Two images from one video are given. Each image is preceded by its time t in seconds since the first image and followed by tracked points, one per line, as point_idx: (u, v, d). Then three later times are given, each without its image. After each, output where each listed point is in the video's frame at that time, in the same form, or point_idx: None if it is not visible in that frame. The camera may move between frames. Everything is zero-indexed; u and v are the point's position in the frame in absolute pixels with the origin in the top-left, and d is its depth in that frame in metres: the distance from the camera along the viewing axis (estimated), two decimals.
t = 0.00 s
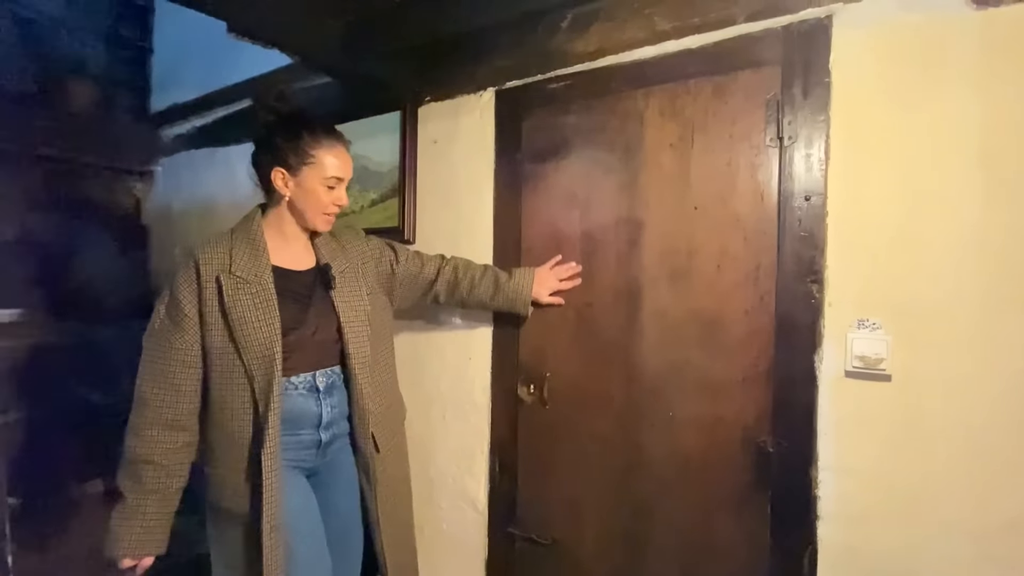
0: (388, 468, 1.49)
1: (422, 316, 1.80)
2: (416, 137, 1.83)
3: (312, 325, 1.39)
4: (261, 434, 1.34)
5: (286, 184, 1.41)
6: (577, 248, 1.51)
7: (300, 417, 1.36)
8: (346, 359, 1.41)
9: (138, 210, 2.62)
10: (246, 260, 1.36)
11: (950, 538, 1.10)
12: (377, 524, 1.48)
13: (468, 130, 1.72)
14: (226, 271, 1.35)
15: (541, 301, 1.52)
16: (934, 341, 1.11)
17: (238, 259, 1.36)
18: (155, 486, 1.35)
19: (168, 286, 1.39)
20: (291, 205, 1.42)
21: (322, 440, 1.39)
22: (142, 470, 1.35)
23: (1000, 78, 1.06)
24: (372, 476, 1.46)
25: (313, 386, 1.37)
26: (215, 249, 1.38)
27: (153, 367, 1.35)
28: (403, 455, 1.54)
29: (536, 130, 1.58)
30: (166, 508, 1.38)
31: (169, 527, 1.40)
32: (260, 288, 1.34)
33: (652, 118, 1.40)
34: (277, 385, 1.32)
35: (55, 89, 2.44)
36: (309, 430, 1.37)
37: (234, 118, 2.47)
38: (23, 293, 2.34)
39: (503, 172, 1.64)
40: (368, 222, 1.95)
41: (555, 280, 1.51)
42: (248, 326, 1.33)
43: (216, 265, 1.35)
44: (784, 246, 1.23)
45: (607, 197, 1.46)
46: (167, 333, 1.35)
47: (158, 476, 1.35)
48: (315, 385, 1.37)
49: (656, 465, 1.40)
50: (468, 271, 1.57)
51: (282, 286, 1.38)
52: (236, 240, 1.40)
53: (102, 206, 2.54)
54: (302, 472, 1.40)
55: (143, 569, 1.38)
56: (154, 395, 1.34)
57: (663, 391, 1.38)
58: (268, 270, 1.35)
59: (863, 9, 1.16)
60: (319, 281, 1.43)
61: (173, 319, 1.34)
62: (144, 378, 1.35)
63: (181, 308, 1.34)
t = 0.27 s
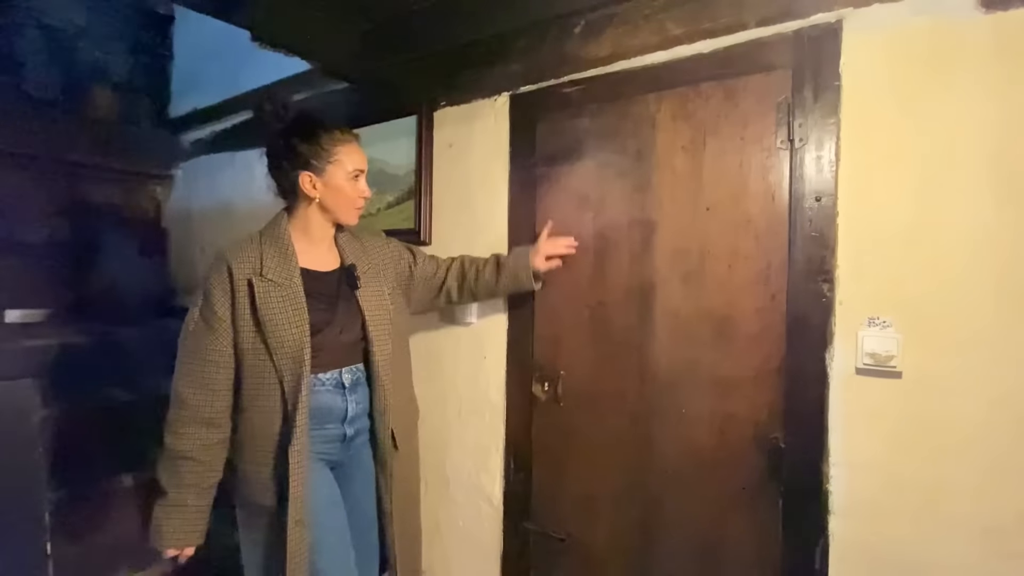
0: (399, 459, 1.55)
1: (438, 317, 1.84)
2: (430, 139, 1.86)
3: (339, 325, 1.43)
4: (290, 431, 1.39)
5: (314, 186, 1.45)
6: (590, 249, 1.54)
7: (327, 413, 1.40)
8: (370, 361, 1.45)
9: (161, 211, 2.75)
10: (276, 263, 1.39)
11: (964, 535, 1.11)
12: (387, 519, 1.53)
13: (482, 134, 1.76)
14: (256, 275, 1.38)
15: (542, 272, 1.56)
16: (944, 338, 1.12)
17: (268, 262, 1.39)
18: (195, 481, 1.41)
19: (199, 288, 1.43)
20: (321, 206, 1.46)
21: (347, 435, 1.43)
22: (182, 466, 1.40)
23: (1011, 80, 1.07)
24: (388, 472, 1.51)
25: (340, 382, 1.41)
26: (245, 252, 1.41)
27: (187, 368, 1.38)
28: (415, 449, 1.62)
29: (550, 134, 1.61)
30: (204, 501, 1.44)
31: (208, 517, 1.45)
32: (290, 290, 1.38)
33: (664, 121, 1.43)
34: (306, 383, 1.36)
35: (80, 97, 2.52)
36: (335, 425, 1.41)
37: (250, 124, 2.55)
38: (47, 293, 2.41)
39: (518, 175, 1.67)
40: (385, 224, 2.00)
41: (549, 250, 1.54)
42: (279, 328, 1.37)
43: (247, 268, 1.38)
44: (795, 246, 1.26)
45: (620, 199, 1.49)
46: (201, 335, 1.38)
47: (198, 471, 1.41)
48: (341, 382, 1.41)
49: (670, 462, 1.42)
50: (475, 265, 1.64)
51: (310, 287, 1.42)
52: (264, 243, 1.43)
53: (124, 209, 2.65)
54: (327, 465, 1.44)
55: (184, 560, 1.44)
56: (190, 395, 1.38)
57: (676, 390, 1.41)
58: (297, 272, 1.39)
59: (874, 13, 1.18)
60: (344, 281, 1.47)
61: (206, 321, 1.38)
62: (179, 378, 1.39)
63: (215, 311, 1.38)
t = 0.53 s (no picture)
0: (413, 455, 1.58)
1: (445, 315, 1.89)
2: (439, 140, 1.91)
3: (353, 321, 1.47)
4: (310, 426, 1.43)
5: (322, 189, 1.48)
6: (595, 248, 1.58)
7: (344, 407, 1.44)
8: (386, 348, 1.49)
9: (169, 213, 2.78)
10: (290, 265, 1.43)
11: (962, 526, 1.14)
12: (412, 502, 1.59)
13: (490, 137, 1.79)
14: (272, 277, 1.42)
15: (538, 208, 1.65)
16: (941, 334, 1.16)
17: (284, 265, 1.43)
18: (228, 477, 1.45)
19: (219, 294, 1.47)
20: (328, 207, 1.50)
21: (364, 428, 1.48)
22: (215, 465, 1.44)
23: (1006, 83, 1.10)
24: (409, 454, 1.55)
25: (357, 377, 1.46)
26: (260, 256, 1.45)
27: (212, 370, 1.43)
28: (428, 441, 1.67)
29: (556, 136, 1.65)
30: (238, 496, 1.47)
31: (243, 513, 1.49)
32: (304, 290, 1.41)
33: (667, 124, 1.47)
34: (323, 378, 1.40)
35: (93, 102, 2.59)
36: (353, 418, 1.46)
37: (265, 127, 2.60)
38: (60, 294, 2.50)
39: (524, 177, 1.71)
40: (394, 224, 2.04)
41: (535, 187, 1.64)
42: (296, 326, 1.40)
43: (263, 271, 1.43)
44: (796, 245, 1.29)
45: (625, 199, 1.53)
46: (224, 338, 1.43)
47: (230, 468, 1.44)
48: (358, 376, 1.46)
49: (674, 456, 1.46)
50: (471, 226, 1.73)
51: (325, 285, 1.47)
52: (277, 246, 1.47)
53: (134, 210, 2.70)
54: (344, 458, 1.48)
55: (225, 554, 1.48)
56: (216, 395, 1.42)
57: (680, 386, 1.45)
58: (310, 273, 1.43)
59: (872, 18, 1.22)
60: (354, 279, 1.52)
61: (228, 324, 1.43)
62: (206, 380, 1.44)
63: (235, 314, 1.42)
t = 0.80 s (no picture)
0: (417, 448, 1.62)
1: (447, 313, 1.93)
2: (441, 141, 1.95)
3: (356, 318, 1.50)
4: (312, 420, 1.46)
5: (323, 188, 1.52)
6: (595, 247, 1.62)
7: (347, 402, 1.47)
8: (388, 346, 1.54)
9: (174, 214, 2.82)
10: (294, 263, 1.46)
11: (951, 516, 1.18)
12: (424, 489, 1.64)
13: (491, 138, 1.83)
14: (277, 275, 1.45)
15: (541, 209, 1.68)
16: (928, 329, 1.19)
17: (287, 263, 1.46)
18: (233, 470, 1.48)
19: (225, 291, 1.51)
20: (330, 206, 1.54)
21: (366, 423, 1.51)
22: (221, 458, 1.47)
23: (992, 85, 1.14)
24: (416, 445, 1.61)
25: (359, 372, 1.49)
26: (264, 255, 1.49)
27: (218, 365, 1.46)
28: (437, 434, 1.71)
29: (556, 137, 1.69)
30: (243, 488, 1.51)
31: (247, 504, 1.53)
32: (307, 289, 1.44)
33: (665, 126, 1.50)
34: (324, 375, 1.43)
35: (99, 103, 2.64)
36: (355, 413, 1.49)
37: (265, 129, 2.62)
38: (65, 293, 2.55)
39: (525, 177, 1.75)
40: (397, 224, 2.08)
41: (538, 192, 1.66)
42: (299, 324, 1.44)
43: (267, 269, 1.46)
44: (790, 244, 1.33)
45: (624, 199, 1.57)
46: (229, 334, 1.46)
47: (235, 460, 1.48)
48: (360, 372, 1.49)
49: (672, 449, 1.50)
50: (474, 228, 1.76)
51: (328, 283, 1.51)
52: (282, 245, 1.50)
53: (139, 211, 2.74)
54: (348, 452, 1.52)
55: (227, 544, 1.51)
56: (221, 390, 1.46)
57: (678, 381, 1.48)
58: (313, 271, 1.47)
59: (864, 23, 1.25)
60: (357, 277, 1.55)
61: (233, 320, 1.46)
62: (212, 375, 1.47)
63: (241, 310, 1.46)
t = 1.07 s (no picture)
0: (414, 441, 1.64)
1: (445, 309, 1.96)
2: (440, 140, 1.97)
3: (353, 314, 1.53)
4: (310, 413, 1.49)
5: (325, 185, 1.54)
6: (592, 243, 1.64)
7: (345, 396, 1.50)
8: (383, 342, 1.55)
9: (172, 210, 2.89)
10: (293, 259, 1.48)
11: (937, 506, 1.21)
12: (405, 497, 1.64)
13: (490, 135, 1.86)
14: (276, 270, 1.47)
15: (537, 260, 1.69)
16: (917, 322, 1.22)
17: (287, 258, 1.48)
18: (226, 460, 1.50)
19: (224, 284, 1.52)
20: (329, 204, 1.56)
21: (364, 417, 1.54)
22: (215, 448, 1.49)
23: (980, 86, 1.17)
24: (403, 453, 1.62)
25: (356, 367, 1.52)
26: (265, 249, 1.51)
27: (215, 357, 1.48)
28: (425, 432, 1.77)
29: (554, 135, 1.71)
30: (235, 478, 1.53)
31: (240, 494, 1.55)
32: (306, 284, 1.47)
33: (661, 124, 1.53)
34: (323, 369, 1.46)
35: (96, 98, 2.64)
36: (354, 407, 1.52)
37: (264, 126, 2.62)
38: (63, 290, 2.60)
39: (523, 174, 1.77)
40: (397, 220, 2.10)
41: (532, 248, 1.67)
42: (297, 319, 1.46)
43: (267, 264, 1.48)
44: (782, 240, 1.36)
45: (621, 196, 1.59)
46: (227, 327, 1.48)
47: (229, 451, 1.50)
48: (358, 367, 1.52)
49: (667, 441, 1.53)
50: (471, 258, 1.79)
51: (327, 279, 1.53)
52: (282, 241, 1.52)
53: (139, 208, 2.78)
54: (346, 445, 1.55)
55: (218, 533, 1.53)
56: (217, 381, 1.47)
57: (673, 375, 1.51)
58: (313, 267, 1.49)
59: (855, 24, 1.28)
60: (357, 274, 1.57)
61: (232, 313, 1.48)
62: (209, 366, 1.49)
63: (240, 303, 1.47)
